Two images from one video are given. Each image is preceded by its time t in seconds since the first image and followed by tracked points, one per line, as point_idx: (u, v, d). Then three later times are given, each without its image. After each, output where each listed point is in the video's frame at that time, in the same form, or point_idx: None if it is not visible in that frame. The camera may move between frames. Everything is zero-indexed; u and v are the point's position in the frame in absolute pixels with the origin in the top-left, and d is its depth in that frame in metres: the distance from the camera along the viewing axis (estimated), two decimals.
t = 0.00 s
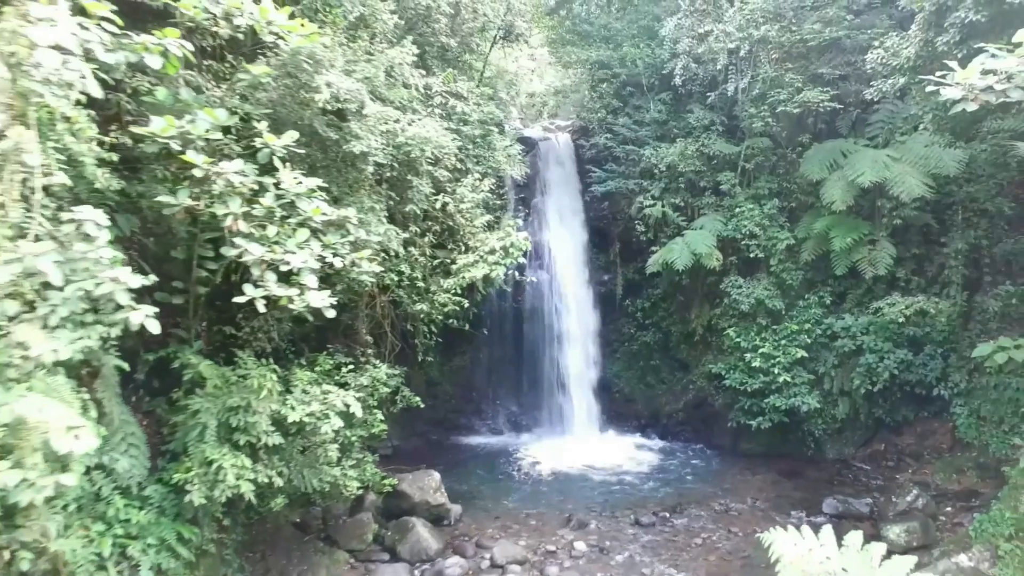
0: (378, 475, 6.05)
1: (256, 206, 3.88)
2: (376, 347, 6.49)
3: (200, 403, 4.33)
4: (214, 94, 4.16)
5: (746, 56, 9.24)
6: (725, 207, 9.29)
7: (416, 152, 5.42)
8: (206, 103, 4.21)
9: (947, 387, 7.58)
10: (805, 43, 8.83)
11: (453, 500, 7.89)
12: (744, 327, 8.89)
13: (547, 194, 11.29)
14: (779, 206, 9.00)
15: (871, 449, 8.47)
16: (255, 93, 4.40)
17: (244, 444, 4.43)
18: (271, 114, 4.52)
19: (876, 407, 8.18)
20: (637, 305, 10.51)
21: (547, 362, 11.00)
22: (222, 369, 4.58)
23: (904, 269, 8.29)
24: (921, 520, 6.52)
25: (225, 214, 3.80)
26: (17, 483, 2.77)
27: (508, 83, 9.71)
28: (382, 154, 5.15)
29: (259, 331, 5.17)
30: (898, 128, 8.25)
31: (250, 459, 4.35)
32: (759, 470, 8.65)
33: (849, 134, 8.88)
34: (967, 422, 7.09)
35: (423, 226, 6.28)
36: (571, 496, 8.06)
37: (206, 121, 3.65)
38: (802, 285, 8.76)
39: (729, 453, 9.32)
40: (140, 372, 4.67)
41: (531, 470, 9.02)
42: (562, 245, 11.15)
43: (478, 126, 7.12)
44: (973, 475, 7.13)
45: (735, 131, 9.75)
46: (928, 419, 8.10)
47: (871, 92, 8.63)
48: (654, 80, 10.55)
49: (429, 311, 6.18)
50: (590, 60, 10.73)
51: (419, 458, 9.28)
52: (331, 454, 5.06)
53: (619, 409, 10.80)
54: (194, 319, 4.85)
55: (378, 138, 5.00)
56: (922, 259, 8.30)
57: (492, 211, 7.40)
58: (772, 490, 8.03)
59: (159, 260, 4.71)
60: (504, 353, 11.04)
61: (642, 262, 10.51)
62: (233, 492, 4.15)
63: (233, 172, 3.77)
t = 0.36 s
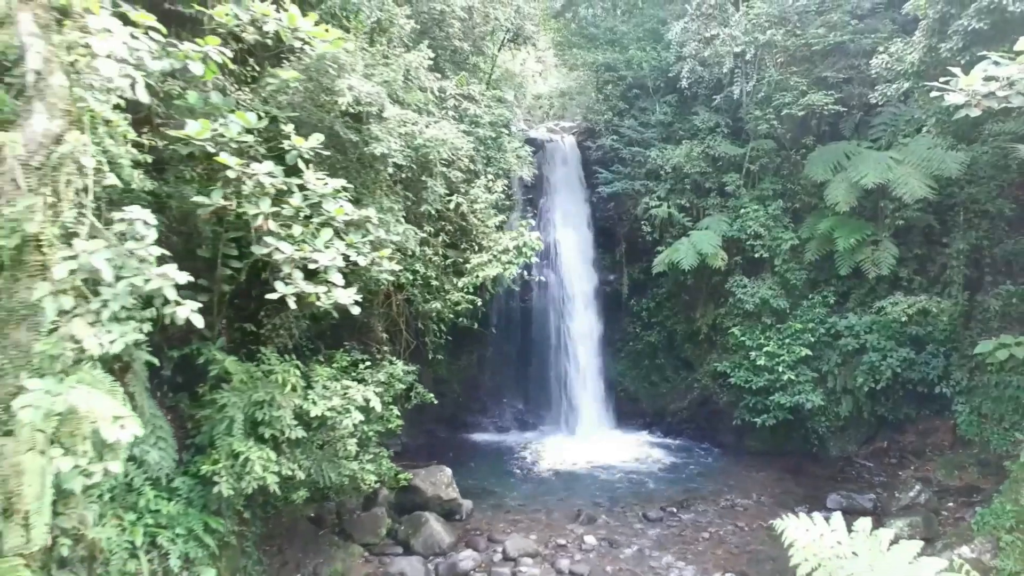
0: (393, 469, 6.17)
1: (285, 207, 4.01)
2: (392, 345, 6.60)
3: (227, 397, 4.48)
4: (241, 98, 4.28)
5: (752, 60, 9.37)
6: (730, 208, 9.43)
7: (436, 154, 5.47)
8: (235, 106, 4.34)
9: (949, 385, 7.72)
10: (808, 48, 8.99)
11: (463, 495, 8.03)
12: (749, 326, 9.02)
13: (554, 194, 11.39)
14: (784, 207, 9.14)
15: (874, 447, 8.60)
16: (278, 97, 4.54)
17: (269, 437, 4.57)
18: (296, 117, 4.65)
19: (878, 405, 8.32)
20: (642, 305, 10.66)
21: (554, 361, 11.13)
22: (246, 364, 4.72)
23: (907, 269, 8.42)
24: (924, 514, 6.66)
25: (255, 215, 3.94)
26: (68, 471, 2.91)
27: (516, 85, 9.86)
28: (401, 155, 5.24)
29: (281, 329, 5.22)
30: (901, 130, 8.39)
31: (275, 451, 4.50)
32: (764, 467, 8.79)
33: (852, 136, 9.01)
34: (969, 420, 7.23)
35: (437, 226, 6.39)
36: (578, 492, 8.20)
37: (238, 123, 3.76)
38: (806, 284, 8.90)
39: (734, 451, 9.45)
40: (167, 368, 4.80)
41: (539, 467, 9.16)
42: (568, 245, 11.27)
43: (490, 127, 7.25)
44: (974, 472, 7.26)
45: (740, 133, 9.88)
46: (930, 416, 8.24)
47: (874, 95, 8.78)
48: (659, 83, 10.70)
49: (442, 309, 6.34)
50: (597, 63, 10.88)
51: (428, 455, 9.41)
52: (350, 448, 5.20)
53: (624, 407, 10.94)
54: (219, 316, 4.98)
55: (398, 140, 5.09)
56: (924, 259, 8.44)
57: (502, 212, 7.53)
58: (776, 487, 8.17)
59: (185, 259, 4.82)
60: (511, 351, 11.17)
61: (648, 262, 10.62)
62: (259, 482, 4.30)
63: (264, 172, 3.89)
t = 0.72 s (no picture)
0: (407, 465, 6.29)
1: (311, 208, 4.14)
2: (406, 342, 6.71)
3: (251, 393, 4.60)
4: (267, 101, 4.41)
5: (758, 63, 9.49)
6: (735, 208, 9.55)
7: (451, 155, 5.57)
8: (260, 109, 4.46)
9: (952, 382, 7.85)
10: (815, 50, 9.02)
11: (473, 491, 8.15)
12: (754, 325, 9.14)
13: (560, 194, 11.51)
14: (789, 207, 9.26)
15: (878, 444, 8.72)
16: (301, 99, 4.66)
17: (291, 432, 4.69)
18: (318, 120, 4.77)
19: (882, 403, 8.44)
20: (647, 304, 10.78)
21: (561, 359, 11.25)
22: (269, 360, 4.84)
23: (910, 269, 8.54)
24: (928, 509, 6.78)
25: (283, 214, 4.06)
26: (111, 460, 3.04)
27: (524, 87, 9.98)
28: (418, 156, 5.36)
29: (301, 326, 5.34)
30: (904, 132, 8.52)
31: (297, 445, 4.62)
32: (768, 465, 8.91)
33: (856, 137, 9.13)
34: (972, 417, 7.38)
35: (451, 226, 6.51)
36: (586, 488, 8.31)
37: (266, 125, 3.87)
38: (811, 284, 9.02)
39: (739, 448, 9.58)
40: (190, 363, 4.92)
41: (546, 464, 9.28)
42: (574, 245, 11.38)
43: (501, 129, 7.38)
44: (977, 468, 7.38)
45: (744, 134, 10.01)
46: (932, 414, 8.36)
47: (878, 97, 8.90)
48: (665, 85, 10.85)
49: (456, 307, 6.47)
50: (604, 65, 11.01)
51: (438, 453, 9.52)
52: (368, 444, 5.31)
53: (630, 405, 11.06)
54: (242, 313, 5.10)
55: (415, 142, 5.22)
56: (927, 258, 8.56)
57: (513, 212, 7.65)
58: (781, 483, 8.29)
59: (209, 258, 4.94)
60: (518, 350, 11.29)
61: (653, 262, 10.74)
62: (283, 475, 4.43)
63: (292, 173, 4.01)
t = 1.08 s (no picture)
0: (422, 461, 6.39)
1: (336, 208, 4.25)
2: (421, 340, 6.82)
3: (275, 388, 4.71)
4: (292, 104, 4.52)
5: (764, 65, 9.61)
6: (741, 208, 9.67)
7: (467, 156, 5.68)
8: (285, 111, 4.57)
9: (956, 380, 7.96)
10: (820, 54, 9.17)
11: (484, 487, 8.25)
12: (760, 323, 9.24)
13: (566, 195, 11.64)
14: (794, 208, 9.37)
15: (882, 442, 8.83)
16: (324, 101, 4.77)
17: (314, 427, 4.80)
18: (340, 122, 4.88)
19: (886, 402, 8.55)
20: (653, 303, 10.89)
21: (567, 358, 11.36)
22: (291, 357, 4.95)
23: (914, 268, 8.65)
24: (933, 504, 6.89)
25: (310, 214, 4.17)
26: (151, 452, 3.15)
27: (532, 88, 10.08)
28: (435, 157, 5.48)
29: (321, 324, 5.46)
30: (908, 134, 8.64)
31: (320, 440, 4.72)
32: (774, 462, 9.02)
33: (861, 138, 9.25)
34: (976, 415, 7.51)
35: (464, 225, 6.62)
36: (595, 485, 8.42)
37: (294, 127, 3.97)
38: (816, 283, 9.13)
39: (744, 446, 9.69)
40: (213, 360, 5.02)
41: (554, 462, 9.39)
42: (581, 245, 11.50)
43: (512, 130, 7.49)
44: (981, 465, 7.49)
45: (750, 135, 10.13)
46: (936, 412, 8.47)
47: (883, 99, 9.02)
48: (672, 86, 10.98)
49: (470, 305, 6.58)
50: (611, 66, 11.13)
51: (447, 450, 9.65)
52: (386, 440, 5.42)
53: (636, 403, 11.17)
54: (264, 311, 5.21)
55: (433, 143, 5.33)
56: (930, 258, 8.67)
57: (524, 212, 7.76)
58: (787, 480, 8.39)
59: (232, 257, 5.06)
60: (525, 349, 11.42)
61: (659, 261, 10.85)
62: (307, 469, 4.53)
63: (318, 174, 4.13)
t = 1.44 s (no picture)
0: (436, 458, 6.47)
1: (361, 209, 4.33)
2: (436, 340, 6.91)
3: (299, 386, 4.79)
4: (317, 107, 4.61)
5: (773, 68, 9.70)
6: (748, 209, 9.76)
7: (484, 157, 5.77)
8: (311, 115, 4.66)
9: (961, 379, 8.06)
10: (828, 57, 9.26)
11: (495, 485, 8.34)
12: (767, 323, 9.32)
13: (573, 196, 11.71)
14: (800, 209, 9.46)
15: (887, 441, 8.92)
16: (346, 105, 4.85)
17: (335, 424, 4.88)
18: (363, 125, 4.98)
19: (892, 401, 8.65)
20: (660, 303, 10.98)
21: (575, 358, 11.47)
22: (313, 356, 5.04)
23: (920, 269, 8.74)
24: (941, 502, 6.97)
25: (337, 216, 4.26)
26: (188, 447, 3.25)
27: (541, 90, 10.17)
28: (453, 159, 5.57)
29: (341, 324, 5.56)
30: (914, 135, 8.74)
31: (342, 437, 4.80)
32: (781, 460, 9.11)
33: (867, 140, 9.34)
34: (981, 413, 7.61)
35: (479, 226, 6.71)
36: (606, 483, 8.50)
37: (320, 130, 4.05)
38: (822, 283, 9.22)
39: (751, 445, 9.78)
40: (236, 358, 5.11)
41: (564, 460, 9.48)
42: (588, 246, 11.58)
43: (525, 132, 7.59)
44: (987, 463, 7.58)
45: (757, 137, 10.22)
46: (941, 411, 8.56)
47: (889, 101, 9.12)
48: (679, 88, 11.09)
49: (484, 305, 6.68)
50: (619, 68, 11.23)
51: (458, 449, 9.76)
52: (403, 437, 5.50)
53: (642, 403, 11.26)
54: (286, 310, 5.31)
55: (451, 145, 5.42)
56: (936, 259, 8.76)
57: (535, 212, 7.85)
58: (794, 478, 8.48)
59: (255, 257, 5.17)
60: (533, 348, 11.52)
61: (666, 262, 10.94)
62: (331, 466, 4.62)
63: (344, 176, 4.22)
